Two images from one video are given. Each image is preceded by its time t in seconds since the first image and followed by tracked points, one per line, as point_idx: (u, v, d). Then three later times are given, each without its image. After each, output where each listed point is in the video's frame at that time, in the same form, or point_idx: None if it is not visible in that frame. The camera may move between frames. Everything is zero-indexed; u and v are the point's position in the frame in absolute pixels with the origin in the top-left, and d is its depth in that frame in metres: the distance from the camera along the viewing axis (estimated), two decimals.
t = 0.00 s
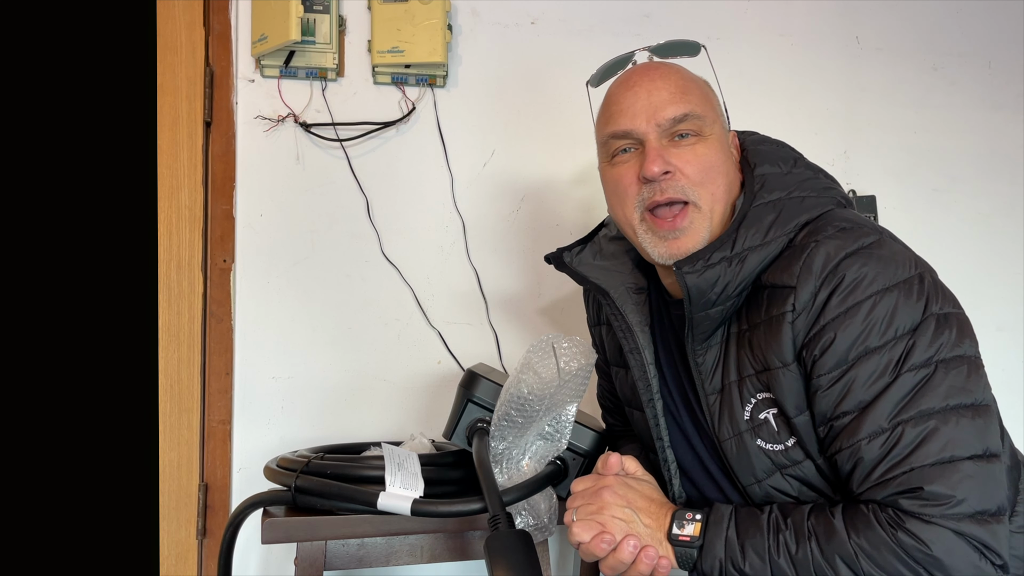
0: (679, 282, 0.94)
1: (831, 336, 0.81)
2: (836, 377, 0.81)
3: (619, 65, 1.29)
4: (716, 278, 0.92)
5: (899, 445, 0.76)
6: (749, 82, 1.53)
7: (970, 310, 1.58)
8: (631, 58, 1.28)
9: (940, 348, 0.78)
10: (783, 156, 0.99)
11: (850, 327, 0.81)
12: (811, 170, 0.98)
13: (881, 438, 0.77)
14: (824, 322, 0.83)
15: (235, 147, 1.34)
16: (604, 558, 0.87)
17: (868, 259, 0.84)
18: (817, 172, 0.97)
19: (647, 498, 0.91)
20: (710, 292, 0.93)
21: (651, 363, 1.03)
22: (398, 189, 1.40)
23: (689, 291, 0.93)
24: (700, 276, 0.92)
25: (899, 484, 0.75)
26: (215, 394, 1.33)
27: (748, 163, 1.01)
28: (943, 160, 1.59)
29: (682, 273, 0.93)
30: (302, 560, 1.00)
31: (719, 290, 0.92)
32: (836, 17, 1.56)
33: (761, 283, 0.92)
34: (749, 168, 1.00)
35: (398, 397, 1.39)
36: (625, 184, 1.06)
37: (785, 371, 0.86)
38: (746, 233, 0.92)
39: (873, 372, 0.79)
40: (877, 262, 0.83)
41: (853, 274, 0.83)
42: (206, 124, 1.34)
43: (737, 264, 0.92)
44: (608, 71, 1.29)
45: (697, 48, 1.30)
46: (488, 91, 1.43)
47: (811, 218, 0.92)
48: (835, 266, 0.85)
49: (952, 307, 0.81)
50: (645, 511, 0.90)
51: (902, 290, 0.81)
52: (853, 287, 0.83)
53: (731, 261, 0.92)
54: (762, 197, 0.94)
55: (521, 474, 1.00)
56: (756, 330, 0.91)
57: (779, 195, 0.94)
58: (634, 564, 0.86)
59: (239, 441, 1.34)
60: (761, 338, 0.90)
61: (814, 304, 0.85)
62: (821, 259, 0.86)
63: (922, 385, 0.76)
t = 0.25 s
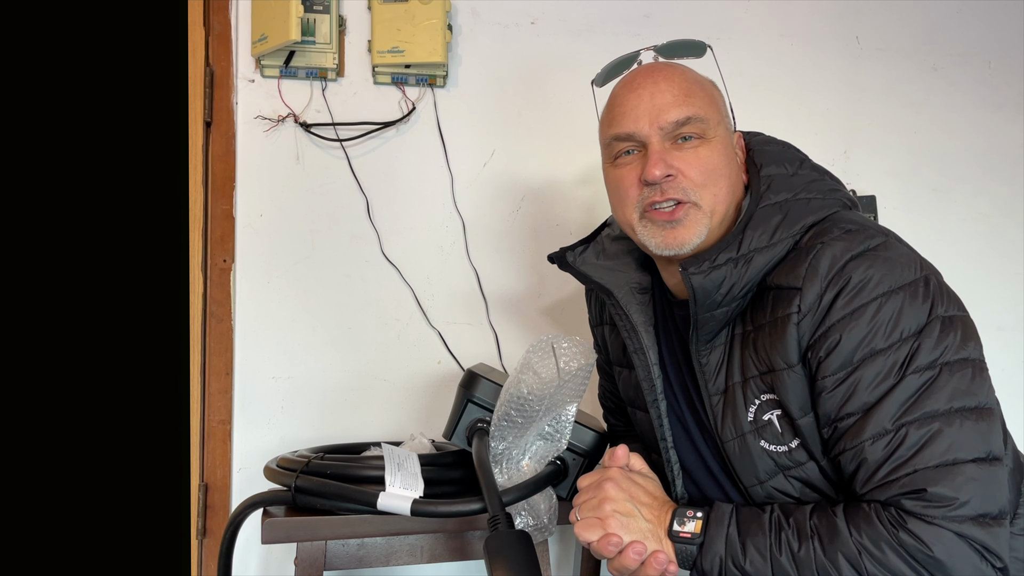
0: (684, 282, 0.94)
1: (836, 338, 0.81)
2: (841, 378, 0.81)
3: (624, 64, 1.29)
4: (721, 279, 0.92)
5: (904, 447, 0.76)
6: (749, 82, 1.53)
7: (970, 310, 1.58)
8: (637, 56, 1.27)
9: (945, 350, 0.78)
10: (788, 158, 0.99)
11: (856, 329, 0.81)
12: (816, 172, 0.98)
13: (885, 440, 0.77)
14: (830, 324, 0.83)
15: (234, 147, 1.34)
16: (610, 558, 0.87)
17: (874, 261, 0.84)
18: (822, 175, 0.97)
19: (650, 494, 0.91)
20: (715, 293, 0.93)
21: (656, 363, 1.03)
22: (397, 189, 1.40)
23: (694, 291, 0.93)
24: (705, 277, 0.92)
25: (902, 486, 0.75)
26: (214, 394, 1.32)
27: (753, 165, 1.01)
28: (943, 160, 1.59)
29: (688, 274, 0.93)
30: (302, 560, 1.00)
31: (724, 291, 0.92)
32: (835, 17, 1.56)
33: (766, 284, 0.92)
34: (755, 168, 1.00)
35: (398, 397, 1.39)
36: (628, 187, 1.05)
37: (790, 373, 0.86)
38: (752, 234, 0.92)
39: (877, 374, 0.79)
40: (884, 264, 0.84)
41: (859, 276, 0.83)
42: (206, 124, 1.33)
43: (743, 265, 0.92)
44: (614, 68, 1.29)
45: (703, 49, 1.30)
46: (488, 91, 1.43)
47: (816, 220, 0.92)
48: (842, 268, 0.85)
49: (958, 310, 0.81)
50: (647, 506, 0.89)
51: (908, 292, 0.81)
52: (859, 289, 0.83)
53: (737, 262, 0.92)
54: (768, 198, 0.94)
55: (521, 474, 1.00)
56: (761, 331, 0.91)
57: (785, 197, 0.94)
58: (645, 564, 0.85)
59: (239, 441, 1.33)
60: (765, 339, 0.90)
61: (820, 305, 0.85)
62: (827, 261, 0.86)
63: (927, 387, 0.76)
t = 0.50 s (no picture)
0: (686, 284, 0.94)
1: (838, 340, 0.82)
2: (842, 380, 0.81)
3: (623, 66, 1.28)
4: (724, 280, 0.92)
5: (905, 449, 0.76)
6: (749, 83, 1.53)
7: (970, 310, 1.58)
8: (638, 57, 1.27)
9: (947, 352, 0.78)
10: (790, 159, 0.99)
11: (857, 331, 0.81)
12: (818, 173, 0.98)
13: (887, 441, 0.77)
14: (832, 325, 0.83)
15: (234, 147, 1.34)
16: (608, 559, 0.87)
17: (876, 263, 0.84)
18: (824, 176, 0.97)
19: (652, 497, 0.92)
20: (717, 295, 0.93)
21: (657, 364, 1.03)
22: (397, 190, 1.40)
23: (696, 293, 0.93)
24: (707, 278, 0.92)
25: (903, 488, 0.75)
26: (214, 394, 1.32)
27: (755, 166, 1.01)
28: (943, 160, 1.59)
29: (690, 275, 0.93)
30: (302, 560, 1.00)
31: (726, 293, 0.93)
32: (835, 17, 1.56)
33: (768, 286, 0.92)
34: (758, 170, 1.00)
35: (398, 398, 1.39)
36: (630, 188, 1.06)
37: (791, 374, 0.86)
38: (754, 236, 0.92)
39: (879, 376, 0.79)
40: (886, 266, 0.84)
41: (861, 278, 0.83)
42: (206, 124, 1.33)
43: (745, 266, 0.92)
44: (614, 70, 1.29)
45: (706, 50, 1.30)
46: (488, 91, 1.43)
47: (819, 221, 0.92)
48: (844, 269, 0.85)
49: (959, 311, 0.81)
50: (647, 509, 0.90)
51: (910, 294, 0.81)
52: (861, 291, 0.83)
53: (739, 264, 0.92)
54: (770, 200, 0.94)
55: (521, 474, 1.00)
56: (763, 333, 0.91)
57: (787, 199, 0.94)
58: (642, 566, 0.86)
59: (239, 441, 1.33)
60: (767, 341, 0.90)
61: (822, 307, 0.85)
62: (829, 263, 0.86)
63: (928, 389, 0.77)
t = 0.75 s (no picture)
0: (686, 285, 0.94)
1: (839, 340, 0.82)
2: (843, 381, 0.81)
3: (623, 66, 1.29)
4: (724, 281, 0.92)
5: (906, 449, 0.76)
6: (749, 83, 1.53)
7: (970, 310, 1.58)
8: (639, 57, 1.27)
9: (947, 352, 0.78)
10: (789, 159, 0.99)
11: (858, 332, 0.81)
12: (817, 174, 0.98)
13: (887, 442, 0.77)
14: (832, 326, 0.83)
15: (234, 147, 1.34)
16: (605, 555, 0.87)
17: (876, 264, 0.84)
18: (824, 176, 0.97)
19: (653, 498, 0.92)
20: (717, 295, 0.93)
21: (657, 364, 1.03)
22: (398, 189, 1.40)
23: (696, 294, 0.93)
24: (707, 279, 0.92)
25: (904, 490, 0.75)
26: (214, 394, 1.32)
27: (755, 166, 1.01)
28: (943, 160, 1.59)
29: (689, 277, 0.93)
30: (302, 560, 1.00)
31: (726, 294, 0.93)
32: (836, 17, 1.56)
33: (768, 287, 0.92)
34: (757, 170, 1.00)
35: (398, 398, 1.39)
36: (630, 187, 1.06)
37: (791, 375, 0.86)
38: (753, 236, 0.92)
39: (880, 377, 0.79)
40: (885, 266, 0.84)
41: (861, 279, 0.83)
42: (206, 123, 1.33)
43: (745, 267, 0.92)
44: (614, 70, 1.30)
45: (706, 49, 1.30)
46: (488, 91, 1.43)
47: (819, 222, 0.92)
48: (843, 270, 0.85)
49: (960, 311, 0.81)
50: (650, 510, 0.90)
51: (910, 295, 0.81)
52: (861, 292, 0.83)
53: (739, 265, 0.92)
54: (770, 200, 0.94)
55: (521, 474, 1.00)
56: (763, 334, 0.91)
57: (786, 199, 0.94)
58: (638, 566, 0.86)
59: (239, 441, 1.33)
60: (768, 341, 0.90)
61: (822, 308, 0.85)
62: (829, 263, 0.86)
63: (929, 389, 0.77)
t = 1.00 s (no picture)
0: (685, 285, 0.94)
1: (839, 340, 0.82)
2: (843, 381, 0.81)
3: (622, 65, 1.29)
4: (724, 281, 0.92)
5: (907, 449, 0.76)
6: (749, 83, 1.53)
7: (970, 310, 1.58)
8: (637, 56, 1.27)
9: (948, 351, 0.78)
10: (788, 159, 0.99)
11: (858, 331, 0.81)
12: (815, 173, 0.98)
13: (888, 442, 0.77)
14: (832, 326, 0.83)
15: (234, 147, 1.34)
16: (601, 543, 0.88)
17: (875, 263, 0.84)
18: (822, 175, 0.98)
19: (658, 500, 0.91)
20: (717, 295, 0.93)
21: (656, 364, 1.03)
22: (398, 189, 1.40)
23: (696, 294, 0.93)
24: (706, 279, 0.92)
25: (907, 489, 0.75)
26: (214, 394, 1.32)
27: (754, 165, 1.01)
28: (943, 160, 1.59)
29: (689, 277, 0.93)
30: (302, 560, 1.00)
31: (725, 293, 0.93)
32: (835, 17, 1.56)
33: (768, 286, 0.92)
34: (756, 169, 1.00)
35: (398, 398, 1.39)
36: (629, 187, 1.06)
37: (791, 375, 0.86)
38: (752, 236, 0.92)
39: (880, 376, 0.79)
40: (884, 266, 0.84)
41: (861, 278, 0.83)
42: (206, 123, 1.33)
43: (745, 267, 0.92)
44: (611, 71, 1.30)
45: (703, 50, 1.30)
46: (488, 91, 1.43)
47: (818, 221, 0.92)
48: (842, 270, 0.85)
49: (959, 310, 0.81)
50: (654, 510, 0.89)
51: (909, 294, 0.82)
52: (860, 291, 0.83)
53: (739, 265, 0.92)
54: (769, 200, 0.94)
55: (521, 474, 1.00)
56: (762, 333, 0.91)
57: (785, 199, 0.94)
58: (632, 560, 0.87)
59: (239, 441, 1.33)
60: (767, 341, 0.90)
61: (822, 307, 0.85)
62: (829, 263, 0.86)
63: (929, 388, 0.77)
